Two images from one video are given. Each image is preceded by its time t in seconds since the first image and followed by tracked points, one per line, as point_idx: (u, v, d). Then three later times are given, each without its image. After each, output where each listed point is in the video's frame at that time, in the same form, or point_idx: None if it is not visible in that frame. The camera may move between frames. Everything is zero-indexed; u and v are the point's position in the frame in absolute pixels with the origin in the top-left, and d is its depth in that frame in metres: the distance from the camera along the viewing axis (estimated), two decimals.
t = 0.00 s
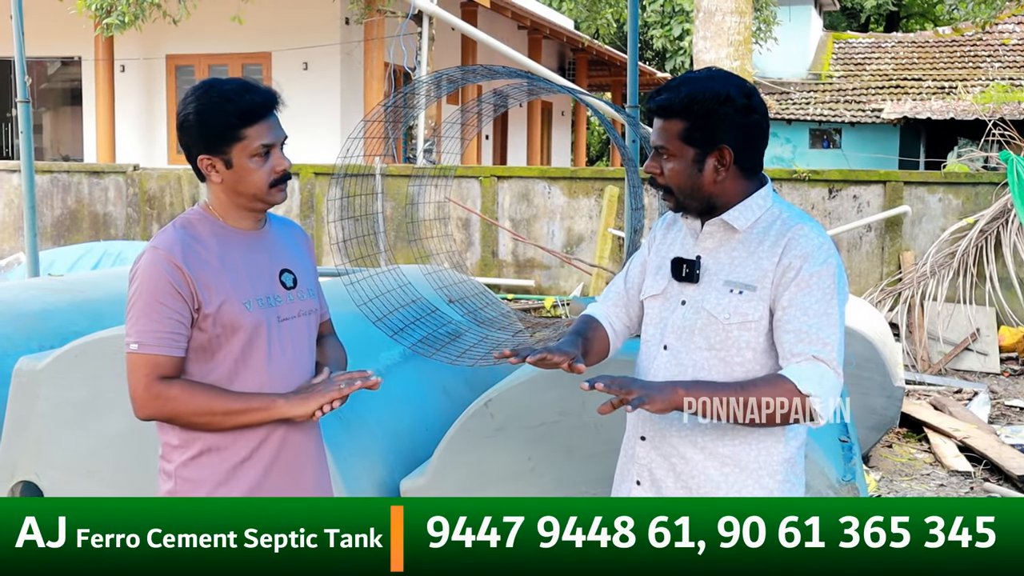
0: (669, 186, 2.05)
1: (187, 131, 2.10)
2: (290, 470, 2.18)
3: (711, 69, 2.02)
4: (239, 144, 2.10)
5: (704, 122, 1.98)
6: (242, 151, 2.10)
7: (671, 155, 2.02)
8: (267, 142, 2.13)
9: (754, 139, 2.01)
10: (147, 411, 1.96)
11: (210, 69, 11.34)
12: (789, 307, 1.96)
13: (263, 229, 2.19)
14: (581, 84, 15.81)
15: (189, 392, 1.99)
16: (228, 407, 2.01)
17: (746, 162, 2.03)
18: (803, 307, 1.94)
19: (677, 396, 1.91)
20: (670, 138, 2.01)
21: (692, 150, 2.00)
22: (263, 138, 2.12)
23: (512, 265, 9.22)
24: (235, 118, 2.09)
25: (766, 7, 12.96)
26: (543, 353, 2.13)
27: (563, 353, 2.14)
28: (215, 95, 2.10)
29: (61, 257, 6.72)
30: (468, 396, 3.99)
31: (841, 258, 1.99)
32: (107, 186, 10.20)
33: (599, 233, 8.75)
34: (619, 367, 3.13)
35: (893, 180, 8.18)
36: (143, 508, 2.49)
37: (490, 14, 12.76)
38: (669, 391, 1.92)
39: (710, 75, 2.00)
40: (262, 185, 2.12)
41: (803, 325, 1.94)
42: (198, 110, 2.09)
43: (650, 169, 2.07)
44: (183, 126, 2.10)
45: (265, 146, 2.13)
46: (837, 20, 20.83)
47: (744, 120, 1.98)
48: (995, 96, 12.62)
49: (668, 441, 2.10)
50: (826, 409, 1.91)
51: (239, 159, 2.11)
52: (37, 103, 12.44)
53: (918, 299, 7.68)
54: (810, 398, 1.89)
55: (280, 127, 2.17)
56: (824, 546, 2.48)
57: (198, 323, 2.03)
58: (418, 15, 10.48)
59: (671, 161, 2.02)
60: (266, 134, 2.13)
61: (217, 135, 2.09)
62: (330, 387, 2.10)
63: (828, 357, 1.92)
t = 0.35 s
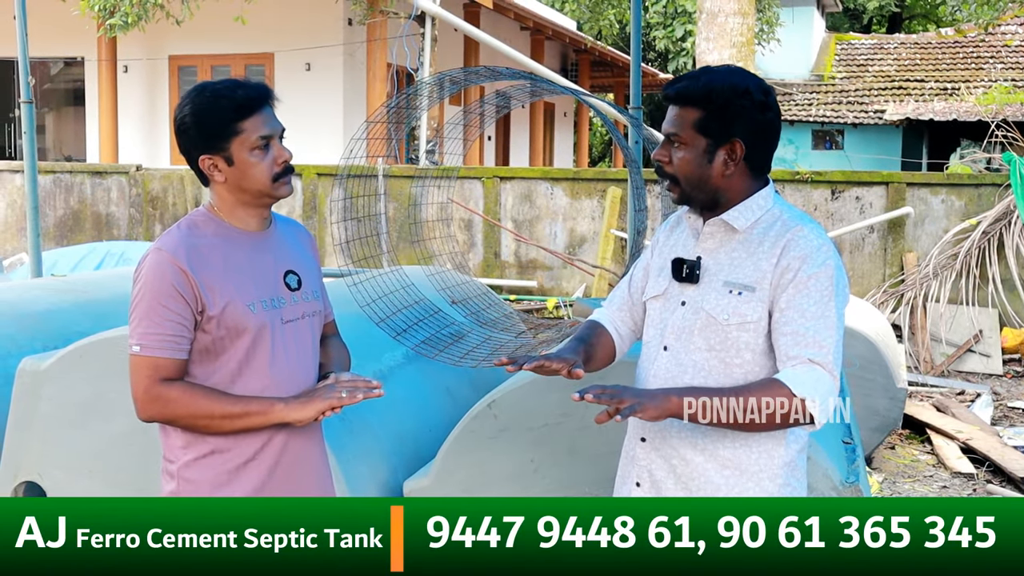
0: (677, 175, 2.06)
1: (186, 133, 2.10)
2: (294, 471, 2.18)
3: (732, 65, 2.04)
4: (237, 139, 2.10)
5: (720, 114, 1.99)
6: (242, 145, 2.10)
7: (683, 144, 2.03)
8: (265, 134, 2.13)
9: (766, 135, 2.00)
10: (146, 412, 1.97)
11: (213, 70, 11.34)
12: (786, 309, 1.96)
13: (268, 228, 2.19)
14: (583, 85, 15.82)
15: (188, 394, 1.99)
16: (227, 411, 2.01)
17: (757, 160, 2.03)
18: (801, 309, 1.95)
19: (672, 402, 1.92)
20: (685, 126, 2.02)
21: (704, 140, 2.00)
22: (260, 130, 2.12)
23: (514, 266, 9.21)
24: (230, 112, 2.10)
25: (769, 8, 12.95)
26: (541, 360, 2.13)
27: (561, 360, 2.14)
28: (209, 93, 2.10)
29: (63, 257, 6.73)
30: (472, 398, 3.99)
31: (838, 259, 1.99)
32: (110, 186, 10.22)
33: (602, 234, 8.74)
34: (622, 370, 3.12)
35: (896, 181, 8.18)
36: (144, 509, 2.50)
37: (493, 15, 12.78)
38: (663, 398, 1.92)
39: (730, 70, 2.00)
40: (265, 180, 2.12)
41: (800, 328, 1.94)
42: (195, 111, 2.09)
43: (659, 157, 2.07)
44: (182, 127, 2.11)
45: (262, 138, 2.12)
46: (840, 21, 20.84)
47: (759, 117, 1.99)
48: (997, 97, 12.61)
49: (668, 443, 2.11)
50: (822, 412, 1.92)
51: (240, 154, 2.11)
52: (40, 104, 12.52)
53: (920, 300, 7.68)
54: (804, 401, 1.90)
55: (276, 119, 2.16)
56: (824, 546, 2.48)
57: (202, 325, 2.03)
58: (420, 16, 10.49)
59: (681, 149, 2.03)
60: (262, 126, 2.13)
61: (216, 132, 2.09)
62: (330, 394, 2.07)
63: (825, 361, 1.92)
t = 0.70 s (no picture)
0: (686, 177, 2.06)
1: (194, 133, 2.11)
2: (297, 472, 2.19)
3: (741, 66, 2.05)
4: (245, 144, 2.11)
5: (730, 114, 1.99)
6: (249, 150, 2.11)
7: (692, 145, 2.03)
8: (273, 142, 2.13)
9: (776, 135, 2.02)
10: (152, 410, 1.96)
11: (216, 71, 11.34)
12: (790, 312, 1.96)
13: (271, 231, 2.20)
14: (587, 86, 15.83)
15: (194, 391, 1.99)
16: (234, 407, 2.02)
17: (766, 160, 2.04)
18: (805, 311, 1.95)
19: (672, 400, 1.92)
20: (694, 127, 2.02)
21: (713, 141, 2.01)
22: (269, 137, 2.13)
23: (517, 268, 9.20)
24: (240, 117, 2.10)
25: (772, 9, 12.94)
26: (543, 357, 2.15)
27: (564, 358, 2.15)
28: (220, 96, 2.11)
29: (67, 258, 6.75)
30: (475, 399, 3.99)
31: (845, 262, 1.99)
32: (113, 187, 10.23)
33: (605, 236, 8.74)
34: (626, 371, 3.12)
35: (899, 183, 8.18)
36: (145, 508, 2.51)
37: (496, 16, 12.78)
38: (663, 396, 1.92)
39: (739, 70, 2.02)
40: (269, 186, 2.13)
41: (803, 330, 1.94)
42: (204, 113, 2.10)
43: (668, 159, 2.07)
44: (189, 129, 2.11)
45: (272, 146, 2.13)
46: (843, 23, 20.85)
47: (769, 116, 2.00)
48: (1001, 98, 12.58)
49: (670, 444, 2.11)
50: (822, 416, 1.91)
51: (246, 160, 2.11)
52: (45, 104, 12.63)
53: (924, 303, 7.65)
54: (805, 404, 1.89)
55: (286, 127, 2.17)
56: (824, 546, 2.48)
57: (205, 326, 2.04)
58: (424, 18, 10.49)
59: (691, 151, 2.03)
60: (272, 134, 2.13)
61: (222, 136, 2.10)
62: (336, 389, 2.08)
63: (827, 364, 1.92)
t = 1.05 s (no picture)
0: (689, 183, 2.05)
1: (193, 134, 2.11)
2: (299, 471, 2.18)
3: (739, 69, 2.03)
4: (242, 144, 2.10)
5: (732, 119, 1.98)
6: (246, 150, 2.10)
7: (695, 151, 2.02)
8: (271, 141, 2.13)
9: (779, 137, 2.01)
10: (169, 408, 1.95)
11: (218, 72, 11.34)
12: (793, 315, 1.96)
13: (272, 232, 2.19)
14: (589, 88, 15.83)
15: (211, 390, 1.98)
16: (249, 403, 2.02)
17: (770, 165, 2.03)
18: (807, 313, 1.94)
19: (665, 408, 1.92)
20: (696, 133, 2.01)
21: (716, 147, 2.00)
22: (266, 137, 2.12)
23: (519, 269, 9.20)
24: (236, 117, 2.10)
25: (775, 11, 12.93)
26: (548, 367, 2.13)
27: (569, 367, 2.13)
28: (218, 97, 2.11)
29: (69, 259, 6.75)
30: (475, 400, 3.98)
31: (850, 264, 1.98)
32: (116, 188, 10.23)
33: (607, 238, 8.74)
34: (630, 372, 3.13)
35: (901, 186, 8.17)
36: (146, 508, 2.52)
37: (498, 18, 12.78)
38: (658, 405, 1.92)
39: (738, 73, 2.00)
40: (267, 185, 2.12)
41: (803, 332, 1.94)
42: (202, 114, 2.10)
43: (671, 165, 2.07)
44: (188, 129, 2.12)
45: (267, 146, 2.12)
46: (845, 25, 20.87)
47: (769, 119, 1.99)
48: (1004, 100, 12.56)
49: (675, 448, 2.12)
50: (818, 419, 1.91)
51: (244, 160, 2.11)
52: (46, 105, 12.45)
53: (926, 304, 7.62)
54: (801, 408, 1.89)
55: (284, 126, 2.16)
56: (824, 546, 2.46)
57: (210, 326, 2.04)
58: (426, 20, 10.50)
59: (694, 157, 2.02)
60: (268, 133, 2.12)
61: (219, 135, 2.09)
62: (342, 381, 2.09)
63: (824, 368, 1.92)
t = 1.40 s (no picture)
0: (696, 184, 2.05)
1: (192, 134, 2.12)
2: (300, 472, 2.18)
3: (758, 72, 2.04)
4: (240, 144, 2.10)
5: (745, 123, 1.99)
6: (243, 151, 2.10)
7: (704, 152, 2.03)
8: (268, 141, 2.12)
9: (788, 144, 2.02)
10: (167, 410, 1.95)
11: (219, 73, 11.34)
12: (790, 315, 1.95)
13: (274, 232, 2.19)
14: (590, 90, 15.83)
15: (209, 392, 1.98)
16: (248, 405, 2.02)
17: (779, 170, 2.04)
18: (801, 313, 1.95)
19: (643, 366, 1.90)
20: (707, 135, 2.02)
21: (727, 149, 2.01)
22: (263, 137, 2.12)
23: (520, 271, 9.20)
24: (235, 118, 2.10)
25: (776, 13, 12.94)
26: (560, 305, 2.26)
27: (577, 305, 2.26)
28: (216, 97, 2.11)
29: (70, 260, 6.75)
30: (476, 401, 3.98)
31: (852, 265, 1.97)
32: (116, 190, 10.24)
33: (608, 239, 8.74)
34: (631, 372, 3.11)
35: (903, 188, 8.18)
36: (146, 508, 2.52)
37: (500, 20, 12.80)
38: (637, 355, 1.90)
39: (755, 76, 2.01)
40: (266, 186, 2.12)
41: (795, 330, 1.94)
42: (201, 115, 2.10)
43: (678, 164, 2.07)
44: (188, 130, 2.13)
45: (266, 145, 2.12)
46: (847, 27, 20.89)
47: (784, 127, 2.00)
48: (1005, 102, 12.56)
49: (679, 448, 2.11)
50: (799, 416, 1.92)
51: (242, 160, 2.11)
52: (47, 107, 12.53)
53: (926, 306, 7.61)
54: (779, 403, 1.90)
55: (281, 126, 2.16)
56: (824, 546, 2.47)
57: (211, 327, 2.03)
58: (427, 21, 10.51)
59: (703, 158, 2.03)
60: (267, 133, 2.12)
61: (220, 135, 2.10)
62: (343, 381, 2.10)
63: (810, 366, 1.92)
